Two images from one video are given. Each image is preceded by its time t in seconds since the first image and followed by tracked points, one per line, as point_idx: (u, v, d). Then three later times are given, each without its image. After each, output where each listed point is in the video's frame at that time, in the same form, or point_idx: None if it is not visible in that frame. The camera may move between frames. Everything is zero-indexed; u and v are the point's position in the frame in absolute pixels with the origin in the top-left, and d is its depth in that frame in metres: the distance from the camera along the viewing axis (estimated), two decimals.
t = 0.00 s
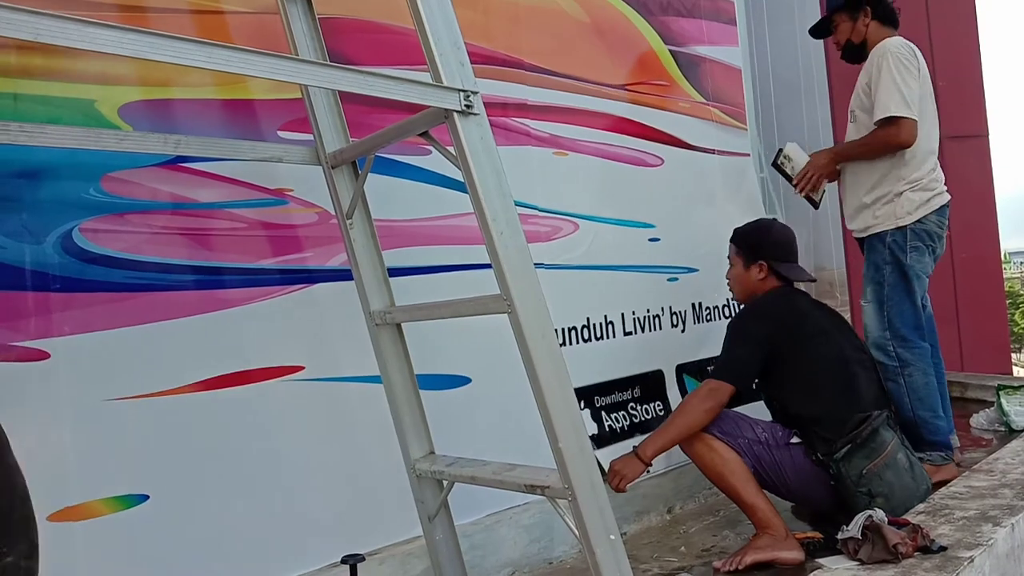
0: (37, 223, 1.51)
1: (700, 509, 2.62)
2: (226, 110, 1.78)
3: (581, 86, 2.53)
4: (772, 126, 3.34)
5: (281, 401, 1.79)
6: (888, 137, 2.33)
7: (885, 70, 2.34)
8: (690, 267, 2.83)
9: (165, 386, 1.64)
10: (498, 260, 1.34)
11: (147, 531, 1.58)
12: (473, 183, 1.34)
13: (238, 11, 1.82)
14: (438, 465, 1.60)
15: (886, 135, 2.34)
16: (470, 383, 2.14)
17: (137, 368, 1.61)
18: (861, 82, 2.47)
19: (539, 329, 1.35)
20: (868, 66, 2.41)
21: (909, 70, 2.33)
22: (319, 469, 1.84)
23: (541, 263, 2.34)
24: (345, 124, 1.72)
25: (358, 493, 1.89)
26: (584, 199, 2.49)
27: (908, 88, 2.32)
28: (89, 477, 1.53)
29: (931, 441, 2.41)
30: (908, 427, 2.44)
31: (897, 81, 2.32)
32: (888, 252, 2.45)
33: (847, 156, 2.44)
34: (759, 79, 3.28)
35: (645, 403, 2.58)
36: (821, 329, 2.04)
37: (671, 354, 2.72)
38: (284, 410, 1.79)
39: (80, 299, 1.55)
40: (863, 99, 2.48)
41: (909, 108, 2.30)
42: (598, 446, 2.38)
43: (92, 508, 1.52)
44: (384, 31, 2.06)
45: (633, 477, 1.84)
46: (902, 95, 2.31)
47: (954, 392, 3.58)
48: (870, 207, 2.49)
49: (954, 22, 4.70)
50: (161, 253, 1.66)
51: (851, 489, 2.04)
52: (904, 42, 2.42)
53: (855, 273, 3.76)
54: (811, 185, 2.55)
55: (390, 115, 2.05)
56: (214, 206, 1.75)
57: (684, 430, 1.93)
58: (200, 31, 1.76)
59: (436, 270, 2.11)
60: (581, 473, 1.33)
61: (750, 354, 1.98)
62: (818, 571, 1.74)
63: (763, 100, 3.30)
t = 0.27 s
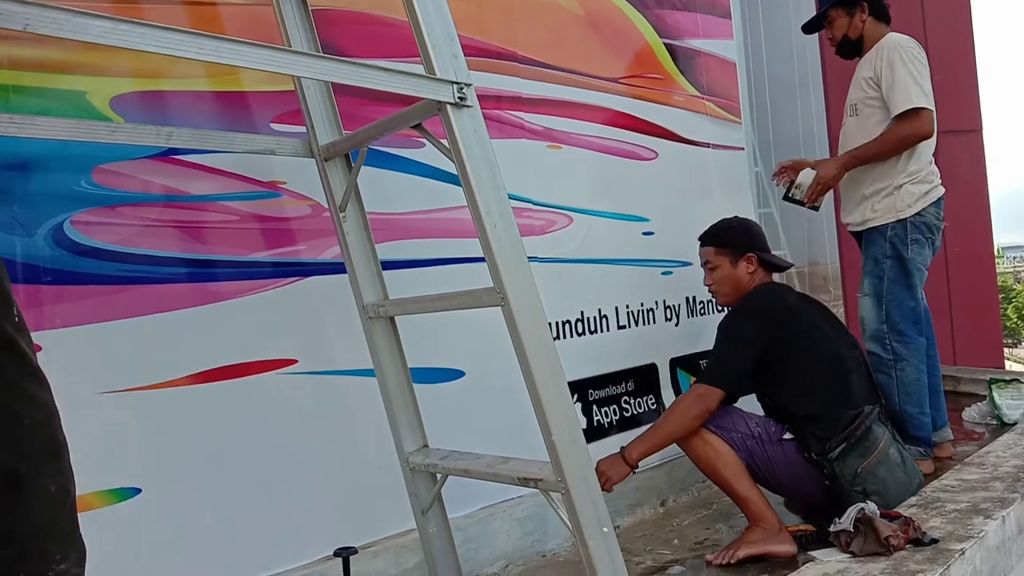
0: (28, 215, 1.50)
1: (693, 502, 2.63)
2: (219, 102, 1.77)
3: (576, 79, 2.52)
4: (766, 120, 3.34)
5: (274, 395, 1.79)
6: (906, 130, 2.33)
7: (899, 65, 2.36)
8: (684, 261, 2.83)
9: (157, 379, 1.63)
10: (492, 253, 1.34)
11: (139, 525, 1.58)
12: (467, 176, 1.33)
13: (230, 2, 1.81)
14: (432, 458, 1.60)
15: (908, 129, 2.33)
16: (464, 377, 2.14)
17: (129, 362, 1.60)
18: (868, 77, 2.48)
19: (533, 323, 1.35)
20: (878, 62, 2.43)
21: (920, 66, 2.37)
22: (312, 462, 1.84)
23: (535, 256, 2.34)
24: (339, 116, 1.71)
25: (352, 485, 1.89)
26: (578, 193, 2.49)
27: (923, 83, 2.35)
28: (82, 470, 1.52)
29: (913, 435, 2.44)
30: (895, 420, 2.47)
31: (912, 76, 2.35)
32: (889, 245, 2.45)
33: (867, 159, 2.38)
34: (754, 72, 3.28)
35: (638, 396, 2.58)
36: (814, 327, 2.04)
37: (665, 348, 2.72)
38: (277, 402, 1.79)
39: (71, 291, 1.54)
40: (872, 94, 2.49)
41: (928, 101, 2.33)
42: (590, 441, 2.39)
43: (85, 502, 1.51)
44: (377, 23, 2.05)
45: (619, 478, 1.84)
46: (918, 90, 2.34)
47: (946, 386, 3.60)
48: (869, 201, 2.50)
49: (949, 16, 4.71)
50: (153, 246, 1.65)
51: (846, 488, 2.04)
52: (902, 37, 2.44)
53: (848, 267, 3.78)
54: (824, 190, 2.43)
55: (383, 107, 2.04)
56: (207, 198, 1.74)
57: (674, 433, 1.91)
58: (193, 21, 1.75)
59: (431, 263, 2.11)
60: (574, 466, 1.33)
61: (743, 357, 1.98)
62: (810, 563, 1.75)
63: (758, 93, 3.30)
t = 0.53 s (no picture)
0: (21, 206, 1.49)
1: (687, 494, 2.64)
2: (213, 93, 1.76)
3: (571, 71, 2.51)
4: (762, 113, 3.34)
5: (268, 386, 1.79)
6: (913, 124, 2.33)
7: (901, 55, 2.36)
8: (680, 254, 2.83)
9: (151, 371, 1.63)
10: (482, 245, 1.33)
11: (133, 516, 1.57)
12: (457, 166, 1.33)
13: None
14: (425, 450, 1.60)
15: (919, 119, 2.33)
16: (458, 369, 2.14)
17: (123, 353, 1.60)
18: (865, 69, 2.48)
19: (525, 315, 1.35)
20: (877, 54, 2.43)
21: (918, 57, 2.38)
22: (306, 454, 1.83)
23: (530, 248, 2.34)
24: (331, 105, 1.70)
25: (346, 477, 1.89)
26: (573, 185, 2.49)
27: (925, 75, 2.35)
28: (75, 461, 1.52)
29: (906, 428, 2.45)
30: (889, 413, 2.48)
31: (913, 68, 2.35)
32: (877, 238, 2.46)
33: (875, 154, 2.37)
34: (750, 64, 3.27)
35: (633, 389, 2.58)
36: (805, 323, 2.03)
37: (661, 340, 2.72)
38: (271, 393, 1.79)
39: (65, 283, 1.53)
40: (869, 86, 2.49)
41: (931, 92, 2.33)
42: (584, 433, 2.39)
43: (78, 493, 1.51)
44: (371, 13, 2.04)
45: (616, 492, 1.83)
46: (921, 82, 2.34)
47: (941, 378, 3.61)
48: (855, 194, 2.52)
49: (945, 9, 4.71)
50: (146, 237, 1.65)
51: (845, 483, 2.05)
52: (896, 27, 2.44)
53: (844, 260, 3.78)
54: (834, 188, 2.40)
55: (377, 98, 2.03)
56: (200, 189, 1.73)
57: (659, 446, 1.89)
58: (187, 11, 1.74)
59: (426, 255, 2.11)
60: (567, 457, 1.34)
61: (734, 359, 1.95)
62: (804, 555, 1.76)
63: (754, 86, 3.29)
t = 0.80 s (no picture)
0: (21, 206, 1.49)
1: (687, 493, 2.64)
2: (213, 93, 1.76)
3: (571, 70, 2.51)
4: (762, 112, 3.34)
5: (268, 386, 1.79)
6: (908, 122, 2.33)
7: (897, 53, 2.37)
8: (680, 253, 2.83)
9: (151, 371, 1.63)
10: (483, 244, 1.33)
11: (133, 515, 1.57)
12: (458, 165, 1.33)
13: None
14: (426, 449, 1.60)
15: (914, 119, 2.33)
16: (459, 369, 2.14)
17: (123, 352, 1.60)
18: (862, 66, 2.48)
19: (526, 314, 1.35)
20: (874, 50, 2.43)
21: (913, 53, 2.38)
22: (307, 453, 1.83)
23: (530, 247, 2.33)
24: (331, 105, 1.70)
25: (347, 476, 1.90)
26: (574, 184, 2.49)
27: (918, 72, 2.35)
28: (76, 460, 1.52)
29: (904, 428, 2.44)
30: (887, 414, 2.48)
31: (910, 66, 2.35)
32: (873, 237, 2.47)
33: (869, 153, 2.37)
34: (750, 64, 3.27)
35: (634, 388, 2.58)
36: (786, 292, 2.03)
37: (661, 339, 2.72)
38: (272, 393, 1.79)
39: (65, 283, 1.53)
40: (865, 84, 2.49)
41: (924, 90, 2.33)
42: (584, 432, 2.39)
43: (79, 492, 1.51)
44: (372, 13, 2.04)
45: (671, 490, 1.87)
46: (915, 79, 2.34)
47: (941, 377, 3.61)
48: (850, 191, 2.51)
49: (945, 8, 4.71)
50: (147, 236, 1.65)
51: (861, 436, 2.07)
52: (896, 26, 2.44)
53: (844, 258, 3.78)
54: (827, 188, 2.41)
55: (377, 98, 2.03)
56: (200, 189, 1.73)
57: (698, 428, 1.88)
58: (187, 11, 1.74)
59: (427, 254, 2.11)
60: (567, 456, 1.34)
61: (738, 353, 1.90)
62: (805, 554, 1.76)
63: (754, 85, 3.29)
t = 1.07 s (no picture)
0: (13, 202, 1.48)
1: (682, 489, 2.64)
2: (207, 89, 1.75)
3: (566, 67, 2.51)
4: (758, 109, 3.34)
5: (263, 383, 1.78)
6: (903, 115, 2.33)
7: (889, 45, 2.37)
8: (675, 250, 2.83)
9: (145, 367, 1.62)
10: (478, 241, 1.33)
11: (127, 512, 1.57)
12: (453, 162, 1.33)
13: None
14: (421, 446, 1.60)
15: (908, 111, 2.33)
16: (454, 365, 2.14)
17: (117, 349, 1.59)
18: (855, 59, 2.49)
19: (520, 310, 1.35)
20: (866, 44, 2.44)
21: (905, 45, 2.38)
22: (302, 449, 1.83)
23: (526, 244, 2.33)
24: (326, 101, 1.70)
25: (342, 472, 1.90)
26: (569, 180, 2.48)
27: (911, 64, 2.36)
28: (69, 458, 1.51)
29: (900, 425, 2.45)
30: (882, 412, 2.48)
31: (902, 58, 2.36)
32: (869, 233, 2.47)
33: (864, 148, 2.37)
34: (745, 60, 3.27)
35: (629, 384, 2.58)
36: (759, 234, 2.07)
37: (657, 336, 2.72)
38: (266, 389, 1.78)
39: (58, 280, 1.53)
40: (858, 77, 2.49)
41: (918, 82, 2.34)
42: (579, 429, 2.39)
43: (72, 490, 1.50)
44: (366, 9, 2.03)
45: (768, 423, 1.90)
46: (909, 71, 2.34)
47: (935, 373, 3.62)
48: (846, 187, 2.52)
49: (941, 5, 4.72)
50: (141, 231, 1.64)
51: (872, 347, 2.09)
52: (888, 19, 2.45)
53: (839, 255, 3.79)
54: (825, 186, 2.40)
55: (372, 94, 2.03)
56: (194, 185, 1.72)
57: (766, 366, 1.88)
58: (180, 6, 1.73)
59: (422, 251, 2.10)
60: (562, 452, 1.34)
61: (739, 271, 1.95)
62: (800, 550, 1.76)
63: (750, 82, 3.29)
